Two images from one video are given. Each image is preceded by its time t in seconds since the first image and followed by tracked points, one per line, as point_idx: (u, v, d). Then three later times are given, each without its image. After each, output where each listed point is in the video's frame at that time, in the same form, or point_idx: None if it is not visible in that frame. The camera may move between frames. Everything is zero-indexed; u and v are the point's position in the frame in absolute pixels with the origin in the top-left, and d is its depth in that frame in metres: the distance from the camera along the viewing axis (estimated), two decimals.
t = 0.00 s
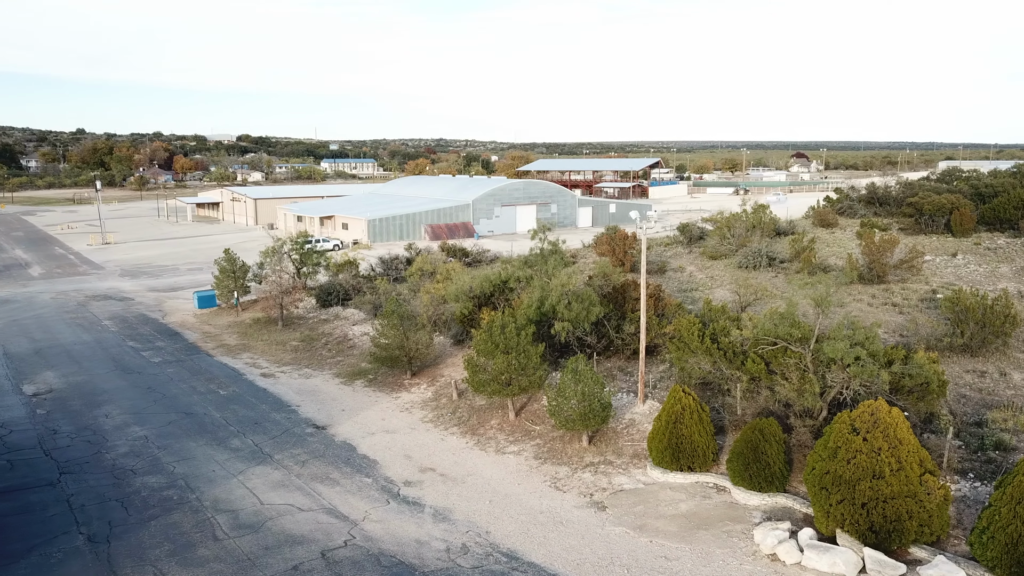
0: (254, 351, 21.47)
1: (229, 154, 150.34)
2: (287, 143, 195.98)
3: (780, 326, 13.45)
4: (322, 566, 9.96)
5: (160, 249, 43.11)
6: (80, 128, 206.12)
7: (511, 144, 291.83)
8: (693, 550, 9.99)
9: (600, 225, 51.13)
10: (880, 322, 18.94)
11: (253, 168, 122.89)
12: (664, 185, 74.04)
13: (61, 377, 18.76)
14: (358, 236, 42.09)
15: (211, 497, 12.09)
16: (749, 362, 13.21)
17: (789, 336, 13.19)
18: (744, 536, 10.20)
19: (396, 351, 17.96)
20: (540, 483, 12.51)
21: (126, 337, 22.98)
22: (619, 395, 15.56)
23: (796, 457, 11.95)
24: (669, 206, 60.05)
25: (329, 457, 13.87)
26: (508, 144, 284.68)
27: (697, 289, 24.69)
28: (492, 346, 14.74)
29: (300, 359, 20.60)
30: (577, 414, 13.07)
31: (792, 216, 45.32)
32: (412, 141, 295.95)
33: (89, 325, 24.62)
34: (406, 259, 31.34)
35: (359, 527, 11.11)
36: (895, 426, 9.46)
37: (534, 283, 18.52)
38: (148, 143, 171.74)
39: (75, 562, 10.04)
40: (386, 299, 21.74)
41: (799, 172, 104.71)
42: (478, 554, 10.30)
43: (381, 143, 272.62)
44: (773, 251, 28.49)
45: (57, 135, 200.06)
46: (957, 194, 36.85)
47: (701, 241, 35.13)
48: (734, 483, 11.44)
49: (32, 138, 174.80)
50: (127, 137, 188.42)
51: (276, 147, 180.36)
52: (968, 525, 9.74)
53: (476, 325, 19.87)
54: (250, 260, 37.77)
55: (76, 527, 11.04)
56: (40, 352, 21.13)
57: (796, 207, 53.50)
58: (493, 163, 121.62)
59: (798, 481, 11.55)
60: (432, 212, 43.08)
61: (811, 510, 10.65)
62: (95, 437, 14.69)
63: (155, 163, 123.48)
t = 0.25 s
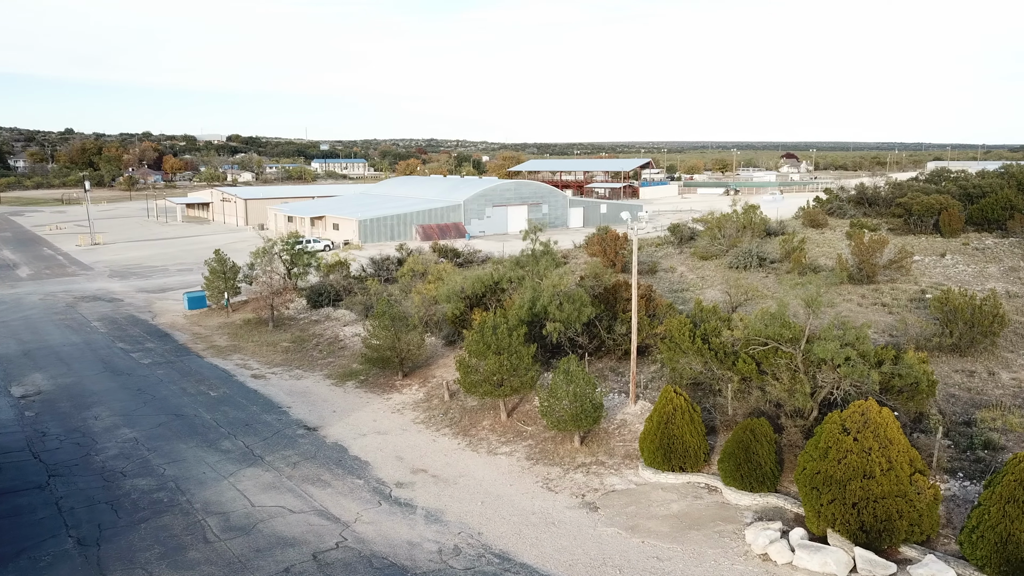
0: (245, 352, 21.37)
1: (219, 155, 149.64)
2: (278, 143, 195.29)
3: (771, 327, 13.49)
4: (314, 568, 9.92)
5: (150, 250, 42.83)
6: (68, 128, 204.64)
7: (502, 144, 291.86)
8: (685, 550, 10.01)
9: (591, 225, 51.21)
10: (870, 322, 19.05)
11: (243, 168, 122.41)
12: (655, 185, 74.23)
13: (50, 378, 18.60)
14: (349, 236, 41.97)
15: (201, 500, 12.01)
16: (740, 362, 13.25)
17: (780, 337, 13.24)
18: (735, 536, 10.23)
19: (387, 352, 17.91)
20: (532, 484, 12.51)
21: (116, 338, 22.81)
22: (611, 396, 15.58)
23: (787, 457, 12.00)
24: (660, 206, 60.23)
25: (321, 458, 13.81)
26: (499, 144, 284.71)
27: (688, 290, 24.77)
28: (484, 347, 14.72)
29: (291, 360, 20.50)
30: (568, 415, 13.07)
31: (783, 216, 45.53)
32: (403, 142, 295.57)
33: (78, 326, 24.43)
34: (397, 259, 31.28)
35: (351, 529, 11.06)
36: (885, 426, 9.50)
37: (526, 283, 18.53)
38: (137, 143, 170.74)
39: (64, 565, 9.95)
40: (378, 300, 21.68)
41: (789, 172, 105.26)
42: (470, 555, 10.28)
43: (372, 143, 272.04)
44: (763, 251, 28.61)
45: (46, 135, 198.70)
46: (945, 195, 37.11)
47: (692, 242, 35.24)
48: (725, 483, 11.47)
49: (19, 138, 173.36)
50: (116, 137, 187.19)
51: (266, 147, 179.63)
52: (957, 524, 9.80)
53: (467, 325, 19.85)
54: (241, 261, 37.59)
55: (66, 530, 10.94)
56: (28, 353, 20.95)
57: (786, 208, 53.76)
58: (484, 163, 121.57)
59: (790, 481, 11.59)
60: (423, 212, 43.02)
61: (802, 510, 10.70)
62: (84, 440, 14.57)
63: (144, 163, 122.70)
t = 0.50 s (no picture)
0: (236, 354, 21.27)
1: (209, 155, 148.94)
2: (268, 143, 194.70)
3: (762, 327, 13.54)
4: (307, 570, 9.88)
5: (140, 251, 42.57)
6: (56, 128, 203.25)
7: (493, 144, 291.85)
8: (677, 550, 10.04)
9: (582, 225, 51.28)
10: (861, 322, 19.17)
11: (234, 168, 121.89)
12: (647, 185, 74.44)
13: (39, 380, 18.44)
14: (340, 236, 41.86)
15: (193, 502, 11.94)
16: (732, 363, 13.30)
17: (772, 337, 13.28)
18: (727, 536, 10.27)
19: (379, 353, 17.87)
20: (525, 485, 12.52)
21: (106, 340, 22.66)
22: (603, 396, 15.61)
23: (779, 457, 12.06)
24: (652, 207, 60.38)
25: (313, 460, 13.76)
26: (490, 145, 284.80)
27: (679, 290, 24.85)
28: (476, 348, 14.70)
29: (282, 361, 20.42)
30: (561, 415, 13.09)
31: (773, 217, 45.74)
32: (394, 142, 294.93)
33: (67, 327, 24.25)
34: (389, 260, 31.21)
35: (343, 531, 11.03)
36: (877, 426, 9.56)
37: (519, 284, 18.53)
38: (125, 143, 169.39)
39: (55, 568, 9.87)
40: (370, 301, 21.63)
41: (779, 172, 105.80)
42: (464, 556, 10.27)
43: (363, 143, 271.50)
44: (754, 252, 28.73)
45: (32, 135, 196.83)
46: (934, 195, 37.37)
47: (683, 242, 35.35)
48: (717, 483, 11.51)
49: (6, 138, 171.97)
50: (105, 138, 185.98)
51: (256, 147, 178.95)
52: (947, 523, 9.88)
53: (460, 326, 19.82)
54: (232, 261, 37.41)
55: (56, 533, 10.86)
56: (17, 355, 20.78)
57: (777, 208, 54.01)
58: (476, 163, 121.53)
59: (781, 481, 11.65)
60: (415, 213, 42.96)
61: (793, 509, 10.75)
62: (75, 442, 14.47)
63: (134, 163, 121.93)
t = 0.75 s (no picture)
0: (228, 355, 21.18)
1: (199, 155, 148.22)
2: (258, 143, 194.02)
3: (754, 327, 13.59)
4: (300, 572, 9.86)
5: (130, 252, 42.32)
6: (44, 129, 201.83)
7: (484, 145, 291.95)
8: (671, 550, 10.08)
9: (574, 226, 51.34)
10: (851, 322, 19.28)
11: (224, 168, 121.36)
12: (638, 186, 74.64)
13: (29, 383, 18.30)
14: (332, 237, 41.74)
15: (185, 504, 11.89)
16: (724, 363, 13.35)
17: (764, 338, 13.34)
18: (720, 536, 10.31)
19: (372, 355, 17.84)
20: (518, 485, 12.53)
21: (96, 341, 22.52)
22: (596, 396, 15.65)
23: (771, 457, 12.11)
24: (643, 207, 60.53)
25: (306, 461, 13.73)
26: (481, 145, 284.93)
27: (670, 290, 24.94)
28: (469, 349, 14.68)
29: (274, 362, 20.36)
30: (554, 416, 13.11)
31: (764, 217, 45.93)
32: (385, 142, 294.38)
33: (57, 329, 24.08)
34: (381, 260, 31.15)
35: (337, 532, 11.01)
36: (868, 426, 9.62)
37: (511, 285, 18.55)
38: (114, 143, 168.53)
39: (46, 572, 9.81)
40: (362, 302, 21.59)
41: (768, 173, 106.31)
42: (457, 557, 10.27)
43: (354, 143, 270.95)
44: (745, 252, 28.87)
45: (21, 135, 195.62)
46: (923, 195, 37.62)
47: (674, 243, 35.46)
48: (710, 483, 11.56)
49: None
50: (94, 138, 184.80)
51: (247, 148, 178.26)
52: (938, 521, 9.96)
53: (452, 327, 19.80)
54: (222, 262, 37.24)
55: (48, 536, 10.79)
56: (6, 357, 20.62)
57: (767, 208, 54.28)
58: (467, 164, 121.46)
59: (773, 480, 11.71)
60: (406, 214, 42.90)
61: (785, 509, 10.81)
62: (65, 444, 14.37)
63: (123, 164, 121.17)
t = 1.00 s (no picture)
0: (219, 356, 21.09)
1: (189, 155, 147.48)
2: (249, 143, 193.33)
3: (746, 327, 13.64)
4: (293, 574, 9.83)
5: (120, 252, 42.07)
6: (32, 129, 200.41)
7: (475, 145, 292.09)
8: (662, 550, 10.11)
9: (565, 226, 51.40)
10: (841, 322, 19.40)
11: (214, 168, 120.82)
12: (629, 186, 74.84)
13: (18, 384, 18.16)
14: (323, 238, 41.63)
15: (177, 506, 11.82)
16: (716, 363, 13.41)
17: (755, 338, 13.40)
18: (712, 535, 10.35)
19: (364, 356, 17.80)
20: (511, 486, 12.54)
21: (86, 343, 22.37)
22: (588, 397, 15.68)
23: (762, 456, 12.18)
24: (634, 207, 60.65)
25: (298, 463, 13.70)
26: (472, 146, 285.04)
27: (661, 291, 25.03)
28: (462, 349, 14.67)
29: (266, 364, 20.28)
30: (546, 416, 13.12)
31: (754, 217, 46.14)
32: (376, 142, 293.58)
33: (46, 330, 23.89)
34: (372, 261, 31.09)
35: (330, 534, 10.98)
36: (859, 425, 9.68)
37: (503, 285, 18.56)
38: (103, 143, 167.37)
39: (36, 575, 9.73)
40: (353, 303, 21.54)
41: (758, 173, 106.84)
42: (450, 558, 10.27)
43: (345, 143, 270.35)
44: (736, 252, 28.99)
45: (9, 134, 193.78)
46: (912, 196, 37.87)
47: (665, 243, 35.57)
48: (702, 482, 11.61)
49: None
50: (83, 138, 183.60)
51: (237, 149, 177.47)
52: (928, 520, 10.04)
53: (444, 327, 19.79)
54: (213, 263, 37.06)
55: (38, 538, 10.71)
56: None
57: (757, 208, 54.57)
58: (459, 164, 121.39)
59: (764, 479, 11.77)
60: (398, 214, 42.83)
61: (777, 508, 10.87)
62: (55, 446, 14.27)
63: (112, 164, 120.37)
